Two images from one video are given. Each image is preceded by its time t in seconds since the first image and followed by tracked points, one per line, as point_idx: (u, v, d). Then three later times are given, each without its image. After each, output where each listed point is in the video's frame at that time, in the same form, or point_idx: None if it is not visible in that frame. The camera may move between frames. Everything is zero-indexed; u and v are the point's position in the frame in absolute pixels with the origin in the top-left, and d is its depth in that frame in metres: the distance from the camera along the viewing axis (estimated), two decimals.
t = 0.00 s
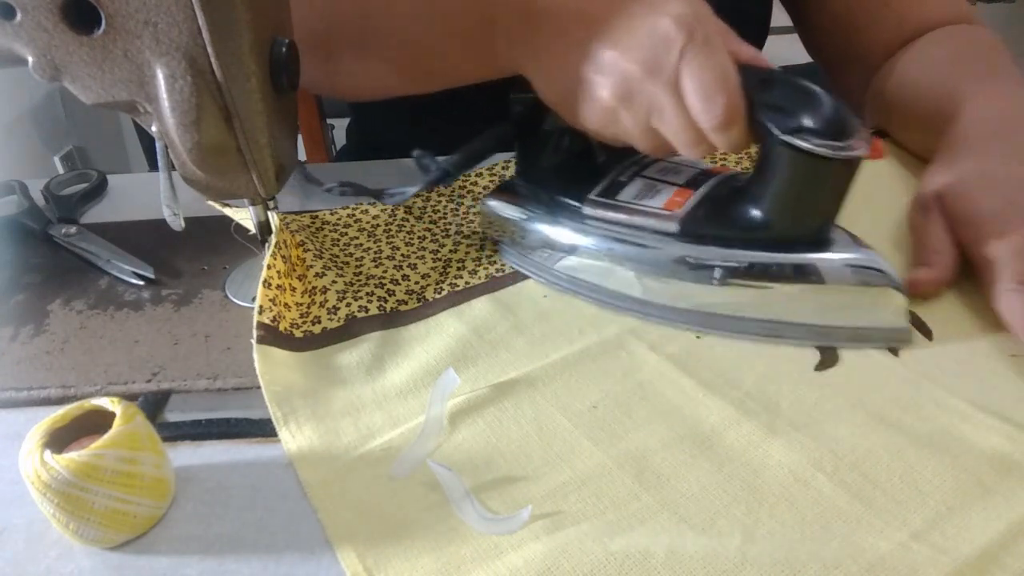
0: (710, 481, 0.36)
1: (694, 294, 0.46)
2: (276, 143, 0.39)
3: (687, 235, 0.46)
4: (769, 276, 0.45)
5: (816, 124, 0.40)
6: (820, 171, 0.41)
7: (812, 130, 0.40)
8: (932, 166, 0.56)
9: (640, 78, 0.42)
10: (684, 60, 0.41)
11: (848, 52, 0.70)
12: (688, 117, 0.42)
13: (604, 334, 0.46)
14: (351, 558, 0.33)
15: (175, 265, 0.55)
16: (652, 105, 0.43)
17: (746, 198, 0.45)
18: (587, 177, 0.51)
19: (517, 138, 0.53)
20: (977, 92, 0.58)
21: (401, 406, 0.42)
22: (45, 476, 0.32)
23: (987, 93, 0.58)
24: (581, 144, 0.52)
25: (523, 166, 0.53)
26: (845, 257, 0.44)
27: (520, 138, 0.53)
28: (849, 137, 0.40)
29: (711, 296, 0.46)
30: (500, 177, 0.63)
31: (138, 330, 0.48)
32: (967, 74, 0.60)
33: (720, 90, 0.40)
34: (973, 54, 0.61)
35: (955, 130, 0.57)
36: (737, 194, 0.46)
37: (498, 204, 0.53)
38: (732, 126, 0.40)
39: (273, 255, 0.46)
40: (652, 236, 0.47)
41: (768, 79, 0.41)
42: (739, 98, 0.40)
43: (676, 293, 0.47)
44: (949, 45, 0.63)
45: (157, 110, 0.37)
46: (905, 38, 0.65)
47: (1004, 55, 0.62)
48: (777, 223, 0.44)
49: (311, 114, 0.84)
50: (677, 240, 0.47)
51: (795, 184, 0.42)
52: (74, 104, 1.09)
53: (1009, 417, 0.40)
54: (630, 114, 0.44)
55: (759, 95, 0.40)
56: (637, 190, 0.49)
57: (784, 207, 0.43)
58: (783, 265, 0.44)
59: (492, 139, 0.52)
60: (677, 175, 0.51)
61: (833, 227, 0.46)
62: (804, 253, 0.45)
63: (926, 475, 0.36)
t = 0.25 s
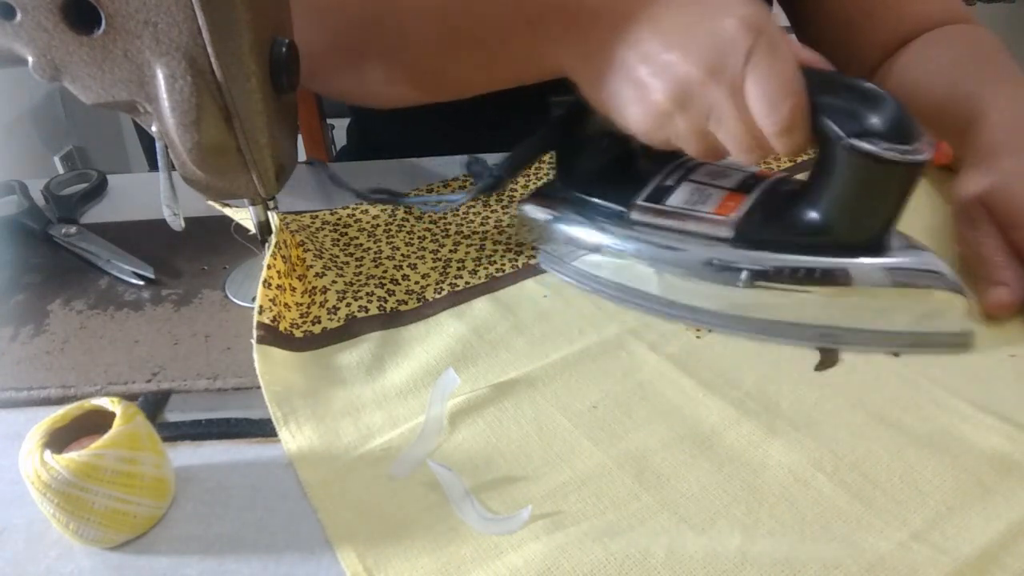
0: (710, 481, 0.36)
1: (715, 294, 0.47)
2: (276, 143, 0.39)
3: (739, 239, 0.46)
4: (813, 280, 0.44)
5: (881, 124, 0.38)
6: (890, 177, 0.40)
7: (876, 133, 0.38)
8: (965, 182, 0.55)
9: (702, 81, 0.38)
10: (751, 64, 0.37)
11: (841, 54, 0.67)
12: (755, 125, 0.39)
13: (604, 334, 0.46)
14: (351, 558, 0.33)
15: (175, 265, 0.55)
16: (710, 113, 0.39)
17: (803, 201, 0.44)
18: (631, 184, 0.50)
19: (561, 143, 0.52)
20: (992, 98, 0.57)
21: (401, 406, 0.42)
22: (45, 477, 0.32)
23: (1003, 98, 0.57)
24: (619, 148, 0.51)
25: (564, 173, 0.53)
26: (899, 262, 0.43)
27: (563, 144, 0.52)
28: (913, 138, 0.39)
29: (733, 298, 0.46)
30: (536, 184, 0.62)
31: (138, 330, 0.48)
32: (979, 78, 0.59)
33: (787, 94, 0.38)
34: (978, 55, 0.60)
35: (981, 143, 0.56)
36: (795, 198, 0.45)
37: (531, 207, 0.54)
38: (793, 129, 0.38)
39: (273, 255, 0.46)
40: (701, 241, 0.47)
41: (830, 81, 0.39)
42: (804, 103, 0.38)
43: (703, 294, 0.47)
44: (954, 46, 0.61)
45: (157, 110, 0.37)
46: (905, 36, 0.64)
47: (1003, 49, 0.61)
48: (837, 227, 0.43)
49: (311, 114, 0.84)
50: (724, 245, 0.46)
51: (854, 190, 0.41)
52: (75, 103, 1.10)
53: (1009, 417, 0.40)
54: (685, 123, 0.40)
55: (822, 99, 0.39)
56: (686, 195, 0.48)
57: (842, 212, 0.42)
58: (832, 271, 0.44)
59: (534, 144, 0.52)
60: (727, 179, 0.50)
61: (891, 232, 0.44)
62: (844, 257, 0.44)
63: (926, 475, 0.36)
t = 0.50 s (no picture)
0: (710, 481, 0.36)
1: (731, 296, 0.46)
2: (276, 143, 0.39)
3: (761, 243, 0.45)
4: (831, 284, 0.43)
5: (906, 127, 0.38)
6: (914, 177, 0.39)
7: (901, 135, 0.38)
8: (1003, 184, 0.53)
9: (724, 78, 0.40)
10: (775, 64, 0.39)
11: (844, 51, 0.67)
12: (776, 124, 0.40)
13: (604, 334, 0.46)
14: (351, 558, 0.33)
15: (175, 265, 0.55)
16: (730, 112, 0.41)
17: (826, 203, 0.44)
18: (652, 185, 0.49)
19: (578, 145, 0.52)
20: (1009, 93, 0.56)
21: (401, 406, 0.42)
22: (45, 477, 0.32)
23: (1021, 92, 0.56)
24: (636, 151, 0.51)
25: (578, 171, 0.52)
26: (919, 266, 0.43)
27: (581, 145, 0.52)
28: (938, 141, 0.38)
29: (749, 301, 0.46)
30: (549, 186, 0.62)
31: (138, 330, 0.48)
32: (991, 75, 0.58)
33: (811, 94, 0.38)
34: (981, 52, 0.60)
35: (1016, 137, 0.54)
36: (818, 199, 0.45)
37: (547, 208, 0.52)
38: (814, 133, 0.39)
39: (273, 255, 0.46)
40: (722, 244, 0.46)
41: (857, 83, 0.39)
42: (828, 105, 0.39)
43: (719, 296, 0.46)
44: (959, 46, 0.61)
45: (157, 110, 0.37)
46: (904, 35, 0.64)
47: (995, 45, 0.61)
48: (858, 230, 0.43)
49: (311, 114, 0.84)
50: (745, 249, 0.45)
51: (880, 188, 0.40)
52: (74, 104, 1.09)
53: (1008, 417, 0.40)
54: (707, 121, 0.42)
55: (847, 101, 0.39)
56: (706, 196, 0.47)
57: (866, 212, 0.42)
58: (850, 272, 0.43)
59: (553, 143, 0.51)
60: (746, 180, 0.48)
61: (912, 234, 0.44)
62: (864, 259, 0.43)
63: (926, 475, 0.36)
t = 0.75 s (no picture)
0: (710, 481, 0.36)
1: (732, 297, 0.46)
2: (276, 143, 0.39)
3: (763, 244, 0.44)
4: (834, 283, 0.42)
5: (910, 128, 0.37)
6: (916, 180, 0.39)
7: (906, 137, 0.37)
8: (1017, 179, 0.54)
9: (727, 76, 0.40)
10: (779, 64, 0.39)
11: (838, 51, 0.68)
12: (778, 124, 0.40)
13: (604, 334, 0.46)
14: (351, 558, 0.33)
15: (175, 265, 0.55)
16: (734, 110, 0.41)
17: (826, 204, 0.43)
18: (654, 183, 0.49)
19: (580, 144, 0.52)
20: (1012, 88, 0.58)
21: (401, 406, 0.42)
22: (45, 476, 0.32)
23: None
24: (641, 150, 0.51)
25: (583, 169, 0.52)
26: (923, 267, 0.42)
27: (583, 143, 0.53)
28: (943, 144, 0.37)
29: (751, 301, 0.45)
30: (550, 187, 0.62)
31: (138, 330, 0.48)
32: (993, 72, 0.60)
33: (816, 97, 0.38)
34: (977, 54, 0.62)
35: None
36: (819, 200, 0.44)
37: (550, 207, 0.53)
38: (818, 134, 0.39)
39: (273, 255, 0.46)
40: (721, 244, 0.45)
41: (860, 84, 0.39)
42: (833, 107, 0.38)
43: (719, 295, 0.46)
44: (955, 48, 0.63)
45: (157, 110, 0.37)
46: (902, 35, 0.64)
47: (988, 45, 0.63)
48: (861, 231, 0.42)
49: (311, 115, 0.84)
50: (746, 249, 0.44)
51: (882, 191, 0.40)
52: (74, 104, 1.09)
53: (1008, 417, 0.40)
54: (710, 120, 0.42)
55: (852, 101, 0.38)
56: (708, 195, 0.47)
57: (867, 212, 0.41)
58: (853, 272, 0.42)
59: (559, 140, 0.54)
60: (749, 181, 0.48)
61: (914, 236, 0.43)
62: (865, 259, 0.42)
63: (926, 475, 0.36)
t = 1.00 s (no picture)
0: (710, 481, 0.36)
1: (727, 300, 0.46)
2: (276, 143, 0.39)
3: (757, 245, 0.44)
4: (833, 288, 0.42)
5: (903, 131, 0.38)
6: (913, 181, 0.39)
7: (901, 138, 0.38)
8: None
9: (723, 78, 0.41)
10: (773, 65, 0.40)
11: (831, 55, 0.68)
12: (771, 124, 0.41)
13: (604, 334, 0.46)
14: (351, 558, 0.33)
15: (175, 265, 0.55)
16: (728, 111, 0.42)
17: (821, 209, 0.43)
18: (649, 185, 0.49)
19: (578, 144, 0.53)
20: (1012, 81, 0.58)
21: (401, 406, 0.42)
22: (45, 476, 0.32)
23: None
24: (637, 151, 0.51)
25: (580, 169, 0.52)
26: (917, 272, 0.42)
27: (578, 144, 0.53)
28: (939, 147, 0.38)
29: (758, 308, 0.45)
30: (546, 187, 0.62)
31: (138, 330, 0.48)
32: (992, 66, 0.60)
33: (810, 97, 0.39)
34: (975, 50, 0.62)
35: None
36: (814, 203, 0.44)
37: (548, 208, 0.53)
38: (811, 135, 0.39)
39: (273, 255, 0.46)
40: (717, 247, 0.45)
41: (853, 87, 0.39)
42: (825, 107, 0.39)
43: (712, 298, 0.46)
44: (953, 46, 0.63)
45: (157, 110, 0.37)
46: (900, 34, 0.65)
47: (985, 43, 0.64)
48: (855, 233, 0.42)
49: (311, 115, 0.84)
50: (742, 251, 0.45)
51: (874, 193, 0.40)
52: (73, 103, 1.09)
53: (1008, 417, 0.40)
54: (703, 121, 0.43)
55: (847, 104, 0.39)
56: (703, 197, 0.47)
57: (861, 215, 0.41)
58: (852, 276, 0.42)
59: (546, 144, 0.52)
60: (744, 183, 0.48)
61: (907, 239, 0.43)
62: (866, 263, 0.42)
63: (926, 475, 0.36)
